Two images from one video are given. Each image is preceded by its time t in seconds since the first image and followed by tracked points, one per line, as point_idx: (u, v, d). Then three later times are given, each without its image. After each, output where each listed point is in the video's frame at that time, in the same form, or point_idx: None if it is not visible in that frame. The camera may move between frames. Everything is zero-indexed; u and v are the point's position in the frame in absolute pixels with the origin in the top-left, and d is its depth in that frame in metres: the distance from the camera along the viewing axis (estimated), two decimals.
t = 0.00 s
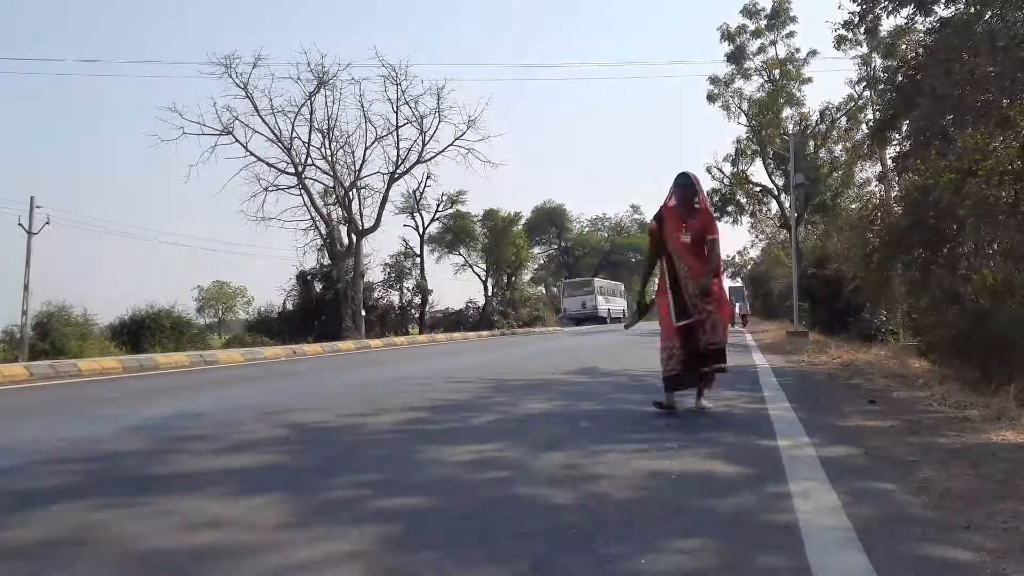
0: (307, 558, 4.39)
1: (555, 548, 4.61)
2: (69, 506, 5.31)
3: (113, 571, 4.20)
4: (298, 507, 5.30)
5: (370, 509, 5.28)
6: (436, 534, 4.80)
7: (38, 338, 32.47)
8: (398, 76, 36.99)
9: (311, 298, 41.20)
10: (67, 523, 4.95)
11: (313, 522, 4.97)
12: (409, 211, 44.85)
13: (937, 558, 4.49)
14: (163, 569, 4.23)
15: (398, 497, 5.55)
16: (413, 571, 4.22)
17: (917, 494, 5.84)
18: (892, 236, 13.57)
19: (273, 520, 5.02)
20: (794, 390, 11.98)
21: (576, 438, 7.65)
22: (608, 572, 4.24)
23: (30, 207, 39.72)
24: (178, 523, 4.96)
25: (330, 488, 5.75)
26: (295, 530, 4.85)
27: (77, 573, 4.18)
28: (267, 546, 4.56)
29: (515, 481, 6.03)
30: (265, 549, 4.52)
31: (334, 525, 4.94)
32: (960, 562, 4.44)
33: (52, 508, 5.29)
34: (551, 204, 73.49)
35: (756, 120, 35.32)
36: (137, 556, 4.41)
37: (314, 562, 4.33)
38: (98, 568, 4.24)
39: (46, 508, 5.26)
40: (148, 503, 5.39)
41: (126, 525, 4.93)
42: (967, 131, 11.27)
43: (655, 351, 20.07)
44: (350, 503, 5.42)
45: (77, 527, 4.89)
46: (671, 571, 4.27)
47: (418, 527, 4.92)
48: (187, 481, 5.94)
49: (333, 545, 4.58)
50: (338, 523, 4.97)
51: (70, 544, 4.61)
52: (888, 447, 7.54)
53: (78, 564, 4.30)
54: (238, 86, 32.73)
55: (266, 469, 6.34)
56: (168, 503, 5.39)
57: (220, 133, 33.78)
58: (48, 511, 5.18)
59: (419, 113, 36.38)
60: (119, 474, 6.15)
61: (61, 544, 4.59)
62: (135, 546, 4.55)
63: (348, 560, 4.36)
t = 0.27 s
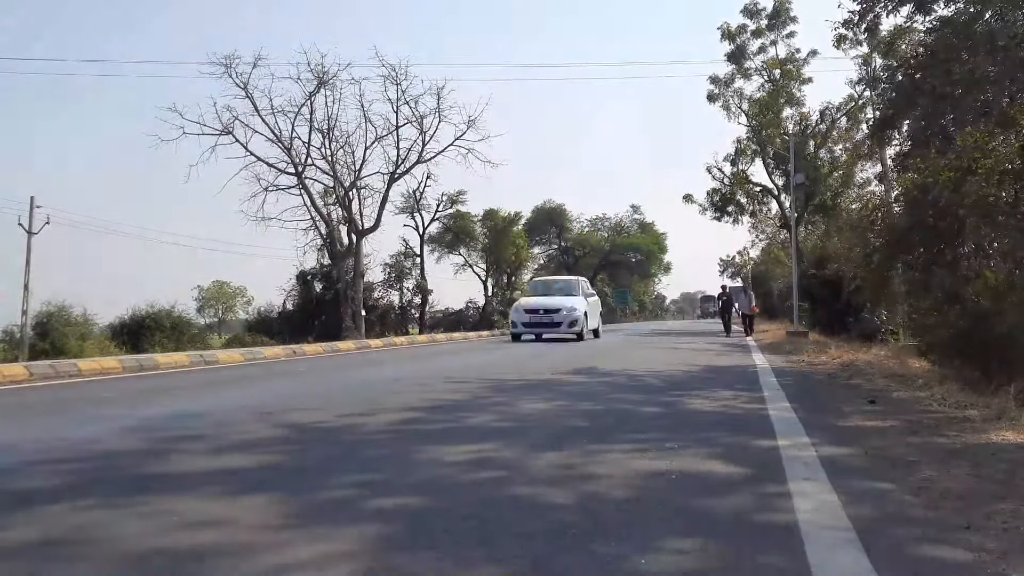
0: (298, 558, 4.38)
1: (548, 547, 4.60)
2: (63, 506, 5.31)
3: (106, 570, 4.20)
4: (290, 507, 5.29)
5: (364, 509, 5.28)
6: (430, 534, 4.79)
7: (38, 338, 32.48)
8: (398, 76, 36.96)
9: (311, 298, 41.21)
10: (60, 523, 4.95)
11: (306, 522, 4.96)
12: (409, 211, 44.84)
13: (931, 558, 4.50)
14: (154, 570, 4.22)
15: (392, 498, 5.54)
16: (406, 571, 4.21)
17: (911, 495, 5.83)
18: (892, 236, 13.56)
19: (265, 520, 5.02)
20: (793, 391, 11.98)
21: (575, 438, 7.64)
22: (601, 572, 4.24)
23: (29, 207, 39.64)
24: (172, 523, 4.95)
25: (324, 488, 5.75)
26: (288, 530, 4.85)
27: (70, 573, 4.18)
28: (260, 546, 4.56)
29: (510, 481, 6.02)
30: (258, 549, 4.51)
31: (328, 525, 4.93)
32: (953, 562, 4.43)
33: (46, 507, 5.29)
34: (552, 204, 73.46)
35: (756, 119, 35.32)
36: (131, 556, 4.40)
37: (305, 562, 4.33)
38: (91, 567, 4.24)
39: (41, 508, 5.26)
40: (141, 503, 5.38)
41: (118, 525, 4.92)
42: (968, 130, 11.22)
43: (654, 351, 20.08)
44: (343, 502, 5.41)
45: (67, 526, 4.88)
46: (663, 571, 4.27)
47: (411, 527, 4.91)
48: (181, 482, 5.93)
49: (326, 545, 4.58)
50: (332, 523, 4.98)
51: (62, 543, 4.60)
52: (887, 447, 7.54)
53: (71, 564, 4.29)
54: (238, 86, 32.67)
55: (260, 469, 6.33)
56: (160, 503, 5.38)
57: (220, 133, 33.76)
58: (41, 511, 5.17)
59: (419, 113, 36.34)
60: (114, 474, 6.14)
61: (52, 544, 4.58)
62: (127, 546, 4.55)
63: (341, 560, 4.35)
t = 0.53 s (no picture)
0: (293, 558, 4.36)
1: (545, 548, 4.58)
2: (59, 506, 5.29)
3: (100, 570, 4.18)
4: (286, 507, 5.27)
5: (361, 509, 5.26)
6: (426, 534, 4.77)
7: (38, 338, 32.48)
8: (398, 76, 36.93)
9: (311, 298, 41.21)
10: (55, 522, 4.93)
11: (302, 522, 4.94)
12: (409, 211, 44.84)
13: (930, 558, 4.48)
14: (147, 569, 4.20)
15: (388, 497, 5.52)
16: (401, 571, 4.19)
17: (910, 495, 5.81)
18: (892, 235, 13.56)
19: (261, 520, 4.99)
20: (793, 390, 11.96)
21: (575, 438, 7.62)
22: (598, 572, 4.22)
23: (30, 207, 39.60)
24: (167, 523, 4.93)
25: (320, 487, 5.73)
26: (284, 529, 4.83)
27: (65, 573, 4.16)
28: (256, 545, 4.53)
29: (507, 480, 6.00)
30: (254, 548, 4.49)
31: (324, 525, 4.91)
32: (952, 562, 4.41)
33: (41, 506, 5.26)
34: (552, 204, 73.48)
35: (756, 119, 35.31)
36: (126, 555, 4.38)
37: (299, 561, 4.30)
38: (85, 566, 4.22)
39: (36, 508, 5.23)
40: (137, 503, 5.36)
41: (113, 524, 4.89)
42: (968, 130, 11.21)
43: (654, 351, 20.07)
44: (340, 502, 5.39)
45: (62, 526, 4.86)
46: (659, 571, 4.25)
47: (407, 527, 4.89)
48: (178, 481, 5.91)
49: (322, 545, 4.56)
50: (328, 522, 4.96)
51: (56, 543, 4.58)
52: (888, 447, 7.52)
53: (66, 563, 4.27)
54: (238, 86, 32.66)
55: (257, 469, 6.31)
56: (155, 502, 5.36)
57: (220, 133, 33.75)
58: (36, 511, 5.15)
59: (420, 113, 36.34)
60: (110, 473, 6.12)
61: (47, 543, 4.56)
62: (121, 546, 4.52)
63: (337, 560, 4.34)
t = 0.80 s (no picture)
0: (286, 557, 4.39)
1: (536, 548, 4.60)
2: (54, 505, 5.31)
3: (93, 570, 4.20)
4: (289, 508, 5.29)
5: (361, 509, 5.28)
6: (418, 534, 4.80)
7: (38, 338, 32.53)
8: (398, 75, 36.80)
9: (311, 298, 41.22)
10: (50, 522, 4.95)
11: (303, 523, 4.96)
12: (409, 211, 44.77)
13: (920, 558, 4.51)
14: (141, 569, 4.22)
15: (383, 497, 5.55)
16: (393, 570, 4.22)
17: (902, 495, 5.84)
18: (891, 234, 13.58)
19: (264, 521, 5.02)
20: (792, 391, 11.96)
21: (574, 439, 7.64)
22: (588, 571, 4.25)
23: (30, 207, 39.59)
24: (161, 523, 4.96)
25: (321, 488, 5.75)
26: (278, 529, 4.85)
27: (58, 572, 4.18)
28: (249, 545, 4.56)
29: (502, 481, 6.03)
30: (247, 548, 4.51)
31: (317, 525, 4.94)
32: (941, 563, 4.44)
33: (36, 506, 5.29)
34: (551, 204, 73.42)
35: (756, 118, 35.30)
36: (119, 555, 4.41)
37: (294, 562, 4.33)
38: (79, 566, 4.24)
39: (30, 508, 5.26)
40: (132, 503, 5.38)
41: (108, 524, 4.92)
42: (967, 129, 11.21)
43: (654, 351, 20.08)
44: (341, 502, 5.42)
45: (57, 525, 4.88)
46: (652, 572, 4.26)
47: (399, 527, 4.92)
48: (173, 481, 5.94)
49: (314, 545, 4.59)
50: (322, 523, 4.98)
51: (57, 542, 4.60)
52: (890, 448, 7.51)
53: (59, 563, 4.30)
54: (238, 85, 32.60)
55: (252, 469, 6.33)
56: (150, 502, 5.38)
57: (219, 133, 33.73)
58: (32, 511, 5.17)
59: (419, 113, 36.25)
60: (106, 473, 6.15)
61: (48, 543, 4.58)
62: (115, 546, 4.55)
63: (329, 559, 4.36)
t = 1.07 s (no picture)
0: (286, 558, 4.39)
1: (536, 548, 4.60)
2: (54, 506, 5.31)
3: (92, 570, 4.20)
4: (291, 508, 5.29)
5: (364, 510, 5.27)
6: (418, 534, 4.79)
7: (40, 340, 32.56)
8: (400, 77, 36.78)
9: (313, 300, 41.21)
10: (49, 523, 4.95)
11: (305, 524, 4.95)
12: (411, 214, 44.77)
13: (922, 559, 4.49)
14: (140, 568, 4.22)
15: (383, 498, 5.54)
16: (395, 571, 4.20)
17: (905, 496, 5.82)
18: (893, 236, 13.56)
19: (266, 521, 5.01)
20: (795, 392, 11.93)
21: (577, 440, 7.63)
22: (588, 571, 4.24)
23: (34, 209, 39.62)
24: (163, 524, 4.95)
25: (324, 489, 5.75)
26: (280, 530, 4.84)
27: (59, 573, 4.18)
28: (248, 546, 4.55)
29: (502, 481, 6.02)
30: (246, 549, 4.51)
31: (317, 525, 4.94)
32: (942, 563, 4.43)
33: (36, 507, 5.29)
34: (553, 206, 73.43)
35: (758, 121, 35.28)
36: (119, 556, 4.41)
37: (297, 562, 4.32)
38: (79, 567, 4.24)
39: (31, 508, 5.25)
40: (132, 504, 5.38)
41: (108, 525, 4.92)
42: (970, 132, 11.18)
43: (656, 353, 20.05)
44: (344, 503, 5.41)
45: (60, 526, 4.88)
46: (656, 572, 4.25)
47: (399, 528, 4.92)
48: (174, 482, 5.94)
49: (318, 545, 4.58)
50: (322, 523, 4.98)
51: (60, 543, 4.60)
52: (894, 449, 7.48)
53: (59, 563, 4.29)
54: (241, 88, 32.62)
55: (254, 470, 6.32)
56: (152, 503, 5.38)
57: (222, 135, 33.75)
58: (35, 512, 5.17)
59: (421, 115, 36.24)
60: (107, 474, 6.14)
61: (51, 544, 4.58)
62: (117, 546, 4.54)
63: (332, 560, 4.36)
